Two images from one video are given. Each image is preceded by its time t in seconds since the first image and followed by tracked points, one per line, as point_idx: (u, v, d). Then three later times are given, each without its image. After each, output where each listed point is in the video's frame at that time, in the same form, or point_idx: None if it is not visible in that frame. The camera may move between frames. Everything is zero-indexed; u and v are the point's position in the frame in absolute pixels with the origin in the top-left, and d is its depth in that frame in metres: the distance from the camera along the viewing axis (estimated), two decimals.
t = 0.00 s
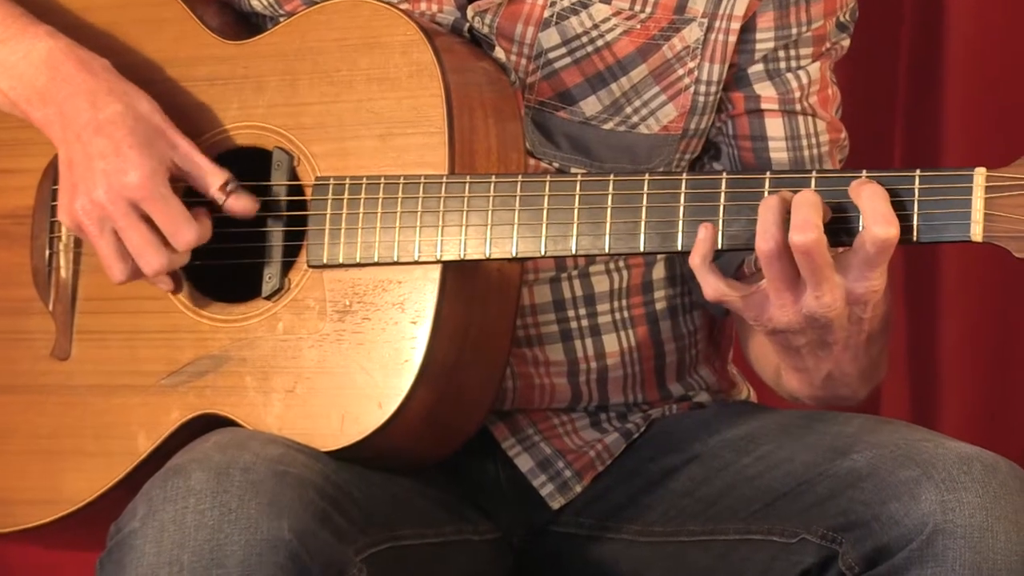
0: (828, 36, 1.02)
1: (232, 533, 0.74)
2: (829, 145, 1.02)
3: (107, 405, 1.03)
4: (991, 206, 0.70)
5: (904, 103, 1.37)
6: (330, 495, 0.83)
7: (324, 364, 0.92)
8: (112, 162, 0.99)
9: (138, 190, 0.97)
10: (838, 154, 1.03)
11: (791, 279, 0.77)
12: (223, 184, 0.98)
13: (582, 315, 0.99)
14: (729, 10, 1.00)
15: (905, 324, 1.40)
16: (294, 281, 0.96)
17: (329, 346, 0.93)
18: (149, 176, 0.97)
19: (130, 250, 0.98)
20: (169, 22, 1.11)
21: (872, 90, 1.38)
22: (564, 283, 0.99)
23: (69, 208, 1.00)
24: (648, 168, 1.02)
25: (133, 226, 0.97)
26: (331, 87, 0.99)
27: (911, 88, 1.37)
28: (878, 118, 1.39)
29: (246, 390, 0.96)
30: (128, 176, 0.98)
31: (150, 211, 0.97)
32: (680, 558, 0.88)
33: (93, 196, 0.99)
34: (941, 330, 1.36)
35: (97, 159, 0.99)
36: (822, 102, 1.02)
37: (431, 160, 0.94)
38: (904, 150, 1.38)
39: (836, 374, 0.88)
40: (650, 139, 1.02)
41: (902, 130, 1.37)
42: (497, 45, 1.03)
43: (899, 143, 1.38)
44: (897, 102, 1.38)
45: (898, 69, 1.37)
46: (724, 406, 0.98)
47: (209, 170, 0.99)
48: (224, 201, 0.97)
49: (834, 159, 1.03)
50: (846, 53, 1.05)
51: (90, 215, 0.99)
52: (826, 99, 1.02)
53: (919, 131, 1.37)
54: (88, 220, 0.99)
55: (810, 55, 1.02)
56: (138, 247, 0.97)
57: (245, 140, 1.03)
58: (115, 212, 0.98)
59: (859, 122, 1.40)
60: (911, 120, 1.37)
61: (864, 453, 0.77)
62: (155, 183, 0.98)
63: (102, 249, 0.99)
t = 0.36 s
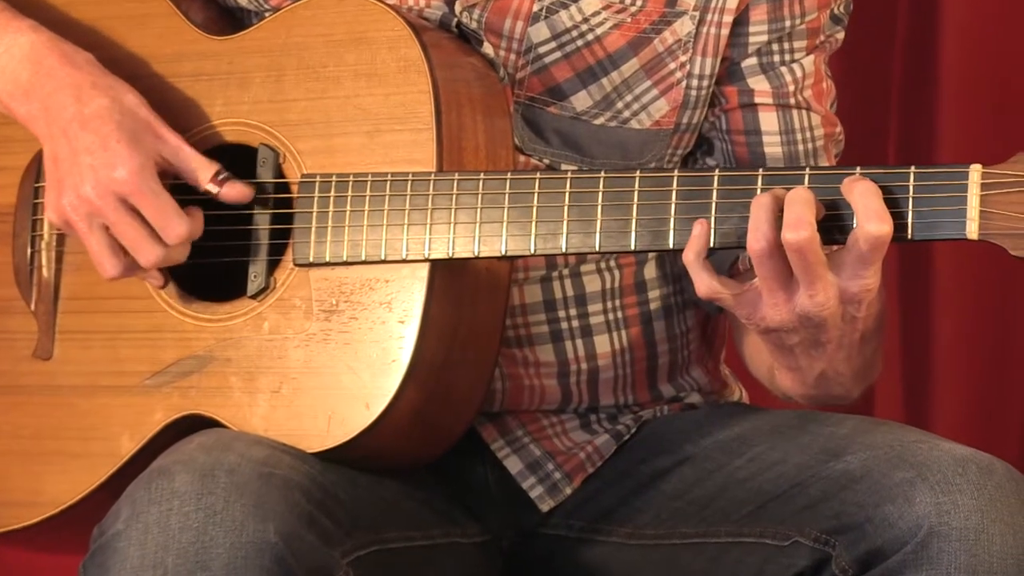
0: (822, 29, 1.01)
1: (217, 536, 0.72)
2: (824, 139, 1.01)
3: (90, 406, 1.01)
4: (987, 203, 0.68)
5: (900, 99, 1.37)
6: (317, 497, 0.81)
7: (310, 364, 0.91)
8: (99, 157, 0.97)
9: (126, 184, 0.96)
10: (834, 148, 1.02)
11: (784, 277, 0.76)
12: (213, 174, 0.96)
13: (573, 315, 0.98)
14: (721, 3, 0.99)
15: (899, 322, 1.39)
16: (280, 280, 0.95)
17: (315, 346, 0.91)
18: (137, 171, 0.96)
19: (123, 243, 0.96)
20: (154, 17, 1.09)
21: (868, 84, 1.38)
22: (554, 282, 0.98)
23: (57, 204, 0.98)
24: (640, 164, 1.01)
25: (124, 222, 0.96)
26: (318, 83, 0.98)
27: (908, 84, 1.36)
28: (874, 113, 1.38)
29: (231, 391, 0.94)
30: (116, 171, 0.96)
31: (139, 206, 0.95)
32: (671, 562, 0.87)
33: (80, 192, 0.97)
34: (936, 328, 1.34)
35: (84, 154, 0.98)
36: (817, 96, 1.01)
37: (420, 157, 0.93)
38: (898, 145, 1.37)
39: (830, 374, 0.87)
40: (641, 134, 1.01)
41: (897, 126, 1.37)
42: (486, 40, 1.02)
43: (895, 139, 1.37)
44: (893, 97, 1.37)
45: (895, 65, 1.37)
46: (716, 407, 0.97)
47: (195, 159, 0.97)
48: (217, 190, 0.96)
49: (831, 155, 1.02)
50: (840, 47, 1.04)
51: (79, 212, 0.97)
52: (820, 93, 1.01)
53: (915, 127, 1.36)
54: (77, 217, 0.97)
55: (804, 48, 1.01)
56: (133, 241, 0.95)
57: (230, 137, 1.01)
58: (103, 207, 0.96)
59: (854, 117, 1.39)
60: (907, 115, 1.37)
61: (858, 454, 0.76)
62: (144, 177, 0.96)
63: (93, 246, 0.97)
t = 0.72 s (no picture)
0: (815, 23, 1.00)
1: (201, 539, 0.71)
2: (819, 134, 1.00)
3: (72, 407, 0.99)
4: (981, 203, 0.67)
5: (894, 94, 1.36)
6: (302, 501, 0.80)
7: (295, 365, 0.90)
8: (83, 157, 0.95)
9: (110, 185, 0.94)
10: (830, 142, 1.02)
11: (777, 278, 0.75)
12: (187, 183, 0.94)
13: (562, 315, 0.97)
14: None
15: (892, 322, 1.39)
16: (264, 280, 0.93)
17: (300, 346, 0.90)
18: (120, 171, 0.94)
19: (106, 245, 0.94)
20: (136, 13, 1.08)
21: (863, 81, 1.37)
22: (544, 282, 0.97)
23: (40, 205, 0.97)
24: (630, 161, 1.00)
25: (107, 222, 0.94)
26: (303, 80, 0.96)
27: (902, 79, 1.36)
28: (868, 110, 1.37)
29: (215, 393, 0.92)
30: (99, 170, 0.94)
31: (123, 207, 0.94)
32: (661, 565, 0.85)
33: (64, 192, 0.96)
34: (931, 329, 1.33)
35: (68, 155, 0.96)
36: (811, 91, 1.00)
37: (406, 156, 0.91)
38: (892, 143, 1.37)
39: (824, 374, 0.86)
40: (632, 131, 1.00)
41: (891, 122, 1.36)
42: (473, 36, 1.01)
43: (889, 136, 1.37)
44: (887, 93, 1.37)
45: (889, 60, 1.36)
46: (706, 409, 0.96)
47: (164, 164, 0.96)
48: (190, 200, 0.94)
49: (825, 151, 1.01)
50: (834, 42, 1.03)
51: (62, 212, 0.96)
52: (814, 87, 1.00)
53: (908, 125, 1.35)
54: (60, 218, 0.96)
55: (798, 42, 1.00)
56: (115, 241, 0.94)
57: (214, 135, 1.00)
58: (87, 208, 0.95)
59: (847, 112, 1.38)
60: (901, 111, 1.36)
61: (851, 457, 0.75)
62: (129, 178, 0.94)
63: (75, 246, 0.95)
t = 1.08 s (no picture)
0: (810, 11, 0.99)
1: (185, 543, 0.70)
2: (818, 123, 0.99)
3: (52, 410, 0.98)
4: (973, 200, 0.67)
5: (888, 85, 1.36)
6: (286, 504, 0.78)
7: (278, 367, 0.88)
8: (63, 154, 0.93)
9: (92, 183, 0.92)
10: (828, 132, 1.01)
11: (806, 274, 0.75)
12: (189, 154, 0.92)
13: (551, 316, 0.95)
14: None
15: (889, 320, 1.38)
16: (246, 281, 0.92)
17: (283, 348, 0.88)
18: (102, 168, 0.92)
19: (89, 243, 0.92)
20: (115, 9, 1.06)
21: (858, 76, 1.37)
22: (533, 281, 0.95)
23: (20, 203, 0.95)
24: (619, 154, 0.99)
25: (90, 219, 0.92)
26: (285, 76, 0.95)
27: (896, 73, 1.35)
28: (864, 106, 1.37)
29: (197, 395, 0.91)
30: (80, 168, 0.92)
31: (107, 203, 0.92)
32: (651, 569, 0.84)
33: (44, 191, 0.94)
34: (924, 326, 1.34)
35: (47, 152, 0.94)
36: (808, 80, 0.99)
37: (390, 153, 0.89)
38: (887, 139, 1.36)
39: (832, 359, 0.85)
40: (621, 124, 0.99)
41: (885, 113, 1.35)
42: (458, 30, 0.99)
43: (882, 127, 1.36)
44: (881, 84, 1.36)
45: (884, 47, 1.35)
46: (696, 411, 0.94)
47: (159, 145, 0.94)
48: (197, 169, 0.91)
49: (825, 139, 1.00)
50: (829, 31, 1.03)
51: (42, 211, 0.94)
52: (811, 77, 0.99)
53: (902, 119, 1.35)
54: (41, 216, 0.94)
55: (792, 31, 0.99)
56: (98, 241, 0.92)
57: (196, 133, 0.98)
58: (68, 205, 0.92)
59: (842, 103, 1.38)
60: (895, 101, 1.35)
61: (842, 460, 0.74)
62: (110, 176, 0.92)
63: (58, 246, 0.93)
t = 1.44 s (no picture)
0: (797, 17, 0.98)
1: (168, 547, 0.68)
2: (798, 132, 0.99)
3: (34, 413, 0.96)
4: (967, 201, 0.65)
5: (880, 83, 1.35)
6: (271, 507, 0.77)
7: (263, 369, 0.87)
8: (41, 155, 0.92)
9: (68, 183, 0.90)
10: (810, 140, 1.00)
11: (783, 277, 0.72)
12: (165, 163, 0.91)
13: (539, 317, 0.94)
14: None
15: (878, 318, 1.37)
16: (230, 282, 0.90)
17: (268, 350, 0.87)
18: (79, 169, 0.91)
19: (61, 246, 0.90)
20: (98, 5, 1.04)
21: (849, 72, 1.36)
22: (520, 283, 0.94)
23: None
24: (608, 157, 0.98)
25: (63, 220, 0.90)
26: (270, 74, 0.94)
27: (889, 71, 1.35)
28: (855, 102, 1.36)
29: (181, 398, 0.89)
30: (58, 169, 0.91)
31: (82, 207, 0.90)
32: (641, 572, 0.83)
33: (22, 191, 0.92)
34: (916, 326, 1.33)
35: (24, 152, 0.93)
36: (790, 87, 0.98)
37: (377, 152, 0.88)
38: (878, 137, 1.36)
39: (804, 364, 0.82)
40: (610, 126, 0.97)
41: (878, 112, 1.35)
42: (446, 28, 0.98)
43: (875, 125, 1.36)
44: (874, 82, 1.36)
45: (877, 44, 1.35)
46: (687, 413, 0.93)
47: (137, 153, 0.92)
48: (168, 180, 0.90)
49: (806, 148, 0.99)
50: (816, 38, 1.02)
51: (19, 212, 0.92)
52: (795, 84, 0.99)
53: (894, 118, 1.34)
54: (16, 217, 0.92)
55: (777, 36, 0.98)
56: (69, 242, 0.90)
57: (179, 131, 0.97)
58: (44, 207, 0.91)
59: (832, 100, 1.37)
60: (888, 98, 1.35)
61: (836, 462, 0.73)
62: (87, 175, 0.91)
63: (30, 247, 0.92)
